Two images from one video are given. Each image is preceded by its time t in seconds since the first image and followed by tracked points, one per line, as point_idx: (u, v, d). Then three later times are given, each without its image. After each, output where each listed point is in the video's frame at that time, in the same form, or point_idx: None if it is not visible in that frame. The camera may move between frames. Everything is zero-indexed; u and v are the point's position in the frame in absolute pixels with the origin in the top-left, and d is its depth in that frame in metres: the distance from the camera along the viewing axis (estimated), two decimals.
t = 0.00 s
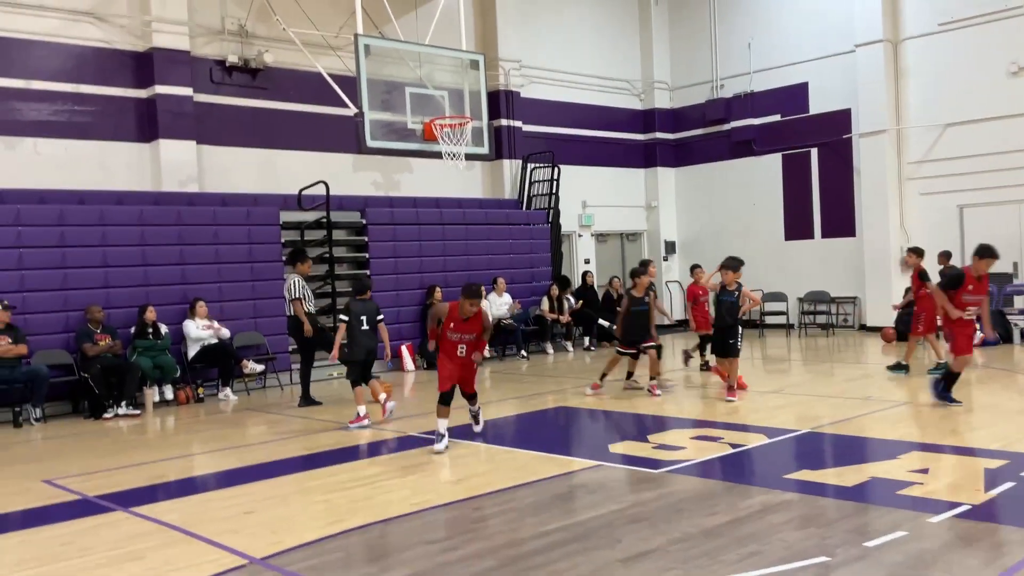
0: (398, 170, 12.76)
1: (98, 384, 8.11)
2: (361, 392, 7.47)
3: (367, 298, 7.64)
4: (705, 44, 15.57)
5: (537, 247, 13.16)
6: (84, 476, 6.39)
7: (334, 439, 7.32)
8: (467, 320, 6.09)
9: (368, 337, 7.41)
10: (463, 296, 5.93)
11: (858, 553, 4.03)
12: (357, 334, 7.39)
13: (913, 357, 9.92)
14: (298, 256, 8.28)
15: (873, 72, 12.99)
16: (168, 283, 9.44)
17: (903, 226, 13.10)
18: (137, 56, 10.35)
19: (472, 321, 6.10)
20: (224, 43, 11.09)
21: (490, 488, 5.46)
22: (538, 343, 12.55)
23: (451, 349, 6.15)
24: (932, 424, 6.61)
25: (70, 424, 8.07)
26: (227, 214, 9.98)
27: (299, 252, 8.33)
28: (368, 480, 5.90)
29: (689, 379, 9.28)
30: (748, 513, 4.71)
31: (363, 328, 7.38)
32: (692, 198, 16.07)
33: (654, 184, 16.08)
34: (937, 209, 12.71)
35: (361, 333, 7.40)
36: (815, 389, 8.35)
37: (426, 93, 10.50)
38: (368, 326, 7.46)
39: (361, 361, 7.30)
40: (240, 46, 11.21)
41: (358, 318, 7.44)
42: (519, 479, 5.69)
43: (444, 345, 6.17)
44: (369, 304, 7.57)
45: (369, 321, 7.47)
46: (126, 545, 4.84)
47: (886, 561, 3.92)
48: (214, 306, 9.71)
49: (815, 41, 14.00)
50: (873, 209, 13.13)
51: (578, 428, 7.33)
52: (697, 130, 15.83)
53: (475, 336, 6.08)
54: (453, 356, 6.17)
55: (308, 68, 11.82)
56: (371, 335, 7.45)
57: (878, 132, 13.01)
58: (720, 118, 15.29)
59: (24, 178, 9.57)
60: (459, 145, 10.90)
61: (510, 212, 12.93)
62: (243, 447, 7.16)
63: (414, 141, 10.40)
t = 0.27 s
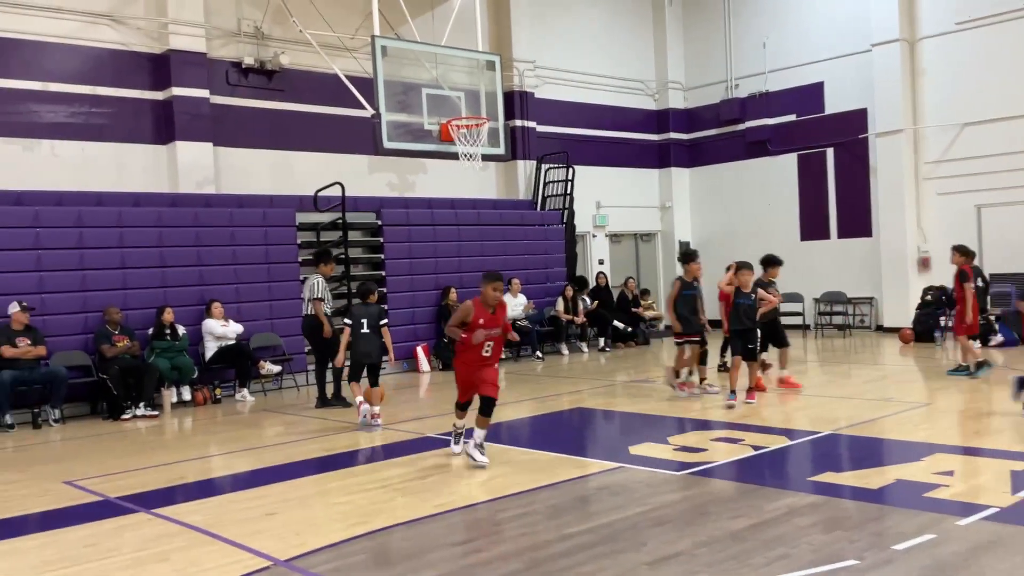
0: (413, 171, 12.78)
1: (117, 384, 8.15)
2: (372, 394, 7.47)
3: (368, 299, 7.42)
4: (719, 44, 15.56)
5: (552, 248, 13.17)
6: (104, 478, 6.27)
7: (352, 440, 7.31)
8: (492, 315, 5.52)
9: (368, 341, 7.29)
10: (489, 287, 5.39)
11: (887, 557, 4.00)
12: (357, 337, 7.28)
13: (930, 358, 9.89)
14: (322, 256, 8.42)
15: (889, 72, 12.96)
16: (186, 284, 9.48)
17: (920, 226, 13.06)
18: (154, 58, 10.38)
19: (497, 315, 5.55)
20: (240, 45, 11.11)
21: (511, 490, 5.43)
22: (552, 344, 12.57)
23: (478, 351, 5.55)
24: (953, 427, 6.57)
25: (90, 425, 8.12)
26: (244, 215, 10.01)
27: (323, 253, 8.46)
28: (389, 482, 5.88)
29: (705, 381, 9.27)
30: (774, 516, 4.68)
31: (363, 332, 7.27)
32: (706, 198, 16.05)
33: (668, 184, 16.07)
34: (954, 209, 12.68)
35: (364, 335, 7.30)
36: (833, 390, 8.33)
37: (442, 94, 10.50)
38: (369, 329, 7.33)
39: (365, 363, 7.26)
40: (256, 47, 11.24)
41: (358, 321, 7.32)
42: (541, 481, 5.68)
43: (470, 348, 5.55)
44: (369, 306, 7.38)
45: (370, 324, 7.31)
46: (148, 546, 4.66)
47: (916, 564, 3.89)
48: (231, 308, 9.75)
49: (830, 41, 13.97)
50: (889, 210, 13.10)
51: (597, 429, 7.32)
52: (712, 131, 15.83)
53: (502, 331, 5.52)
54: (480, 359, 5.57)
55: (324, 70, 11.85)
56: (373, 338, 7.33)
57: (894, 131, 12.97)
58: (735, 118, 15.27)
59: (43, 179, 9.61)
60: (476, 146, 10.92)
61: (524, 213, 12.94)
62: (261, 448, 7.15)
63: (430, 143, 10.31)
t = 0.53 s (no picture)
0: (426, 169, 12.79)
1: (133, 382, 8.18)
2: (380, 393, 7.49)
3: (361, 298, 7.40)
4: (733, 41, 15.51)
5: (565, 245, 13.16)
6: (121, 475, 6.26)
7: (368, 438, 7.27)
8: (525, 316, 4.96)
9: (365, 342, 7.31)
10: (522, 283, 4.84)
11: (914, 555, 3.92)
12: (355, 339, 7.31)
13: (948, 357, 9.83)
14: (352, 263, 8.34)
15: (904, 68, 12.90)
16: (201, 282, 9.51)
17: (936, 224, 13.00)
18: (168, 56, 10.40)
19: (531, 316, 4.98)
20: (254, 44, 11.13)
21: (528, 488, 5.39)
22: (566, 342, 12.57)
23: (507, 356, 4.99)
24: (973, 426, 6.51)
25: (107, 422, 8.16)
26: (259, 213, 10.02)
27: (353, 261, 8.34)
28: (406, 480, 5.84)
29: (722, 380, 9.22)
30: (797, 514, 4.61)
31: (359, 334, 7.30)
32: (720, 196, 16.01)
33: (681, 182, 16.04)
34: (970, 207, 12.63)
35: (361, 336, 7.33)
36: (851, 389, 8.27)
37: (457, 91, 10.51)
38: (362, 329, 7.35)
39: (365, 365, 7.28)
40: (270, 46, 11.25)
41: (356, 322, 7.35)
42: (560, 480, 5.63)
43: (498, 351, 5.00)
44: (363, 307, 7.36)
45: (363, 325, 7.28)
46: (166, 543, 4.60)
47: (945, 563, 3.81)
48: (245, 306, 9.77)
49: (845, 37, 13.92)
50: (905, 207, 13.04)
51: (614, 427, 7.28)
52: (725, 128, 15.80)
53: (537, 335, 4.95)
54: (509, 365, 5.01)
55: (338, 68, 11.86)
56: (366, 338, 7.30)
57: (910, 129, 12.92)
58: (749, 116, 15.23)
59: (59, 178, 9.63)
60: (490, 144, 10.93)
61: (537, 211, 12.92)
62: (276, 447, 7.11)
63: (445, 141, 10.34)
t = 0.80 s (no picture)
0: (436, 167, 12.80)
1: (145, 379, 8.20)
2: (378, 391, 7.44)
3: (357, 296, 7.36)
4: (744, 39, 15.48)
5: (576, 243, 13.14)
6: (134, 472, 6.27)
7: (381, 436, 7.28)
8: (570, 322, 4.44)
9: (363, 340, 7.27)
10: (569, 284, 4.32)
11: (931, 555, 3.88)
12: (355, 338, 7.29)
13: (961, 356, 9.78)
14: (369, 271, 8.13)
15: (916, 66, 12.85)
16: (213, 280, 9.53)
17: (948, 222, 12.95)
18: (180, 54, 10.42)
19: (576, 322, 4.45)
20: (266, 41, 11.15)
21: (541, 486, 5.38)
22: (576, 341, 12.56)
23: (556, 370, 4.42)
24: (987, 425, 6.46)
25: (118, 419, 8.18)
26: (270, 211, 10.04)
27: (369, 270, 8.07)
28: (419, 478, 5.83)
29: (734, 379, 9.20)
30: (812, 513, 4.58)
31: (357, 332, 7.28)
32: (731, 194, 15.98)
33: (692, 180, 16.01)
34: (982, 205, 12.57)
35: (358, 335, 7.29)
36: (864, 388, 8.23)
37: (468, 89, 10.49)
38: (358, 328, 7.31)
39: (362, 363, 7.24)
40: (281, 44, 11.26)
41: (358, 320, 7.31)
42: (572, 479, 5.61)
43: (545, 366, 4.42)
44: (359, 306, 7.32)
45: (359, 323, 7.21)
46: (181, 539, 4.60)
47: (964, 563, 3.77)
48: (256, 303, 9.79)
49: (856, 35, 13.87)
50: (917, 206, 12.99)
51: (626, 426, 7.27)
52: (736, 126, 15.76)
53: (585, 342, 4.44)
54: (557, 380, 4.45)
55: (350, 66, 11.87)
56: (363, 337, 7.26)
57: (922, 127, 12.88)
58: (760, 114, 15.20)
59: (71, 175, 9.66)
60: (502, 141, 10.89)
61: (548, 209, 12.91)
62: (289, 444, 7.12)
63: (456, 138, 10.34)
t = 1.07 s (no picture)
0: (449, 166, 12.81)
1: (158, 377, 8.25)
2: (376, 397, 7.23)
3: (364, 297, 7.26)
4: (757, 37, 15.41)
5: (589, 242, 13.12)
6: (147, 469, 6.29)
7: (394, 434, 7.28)
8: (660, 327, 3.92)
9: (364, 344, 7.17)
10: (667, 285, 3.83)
11: (948, 556, 3.83)
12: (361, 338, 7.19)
13: (977, 357, 9.70)
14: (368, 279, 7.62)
15: (932, 65, 12.76)
16: (226, 278, 9.56)
17: (963, 222, 12.84)
18: (194, 52, 10.47)
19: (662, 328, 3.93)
20: (279, 40, 11.17)
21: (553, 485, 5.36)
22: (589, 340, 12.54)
23: (642, 381, 3.88)
24: (1004, 426, 6.40)
25: (132, 416, 8.22)
26: (283, 209, 10.06)
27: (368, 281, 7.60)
28: (431, 476, 5.83)
29: (747, 378, 9.16)
30: (827, 514, 4.54)
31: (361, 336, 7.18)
32: (744, 193, 15.91)
33: (705, 179, 15.96)
34: (998, 205, 12.47)
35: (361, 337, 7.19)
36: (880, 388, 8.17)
37: (481, 87, 10.48)
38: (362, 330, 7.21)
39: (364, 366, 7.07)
40: (295, 42, 11.29)
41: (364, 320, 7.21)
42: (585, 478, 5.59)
43: (630, 376, 3.86)
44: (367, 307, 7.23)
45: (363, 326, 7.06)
46: (194, 536, 4.61)
47: (981, 564, 3.73)
48: (269, 301, 9.82)
49: (871, 33, 13.78)
50: (932, 205, 12.90)
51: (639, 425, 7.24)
52: (749, 126, 15.69)
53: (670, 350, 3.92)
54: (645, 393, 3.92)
55: (363, 64, 11.88)
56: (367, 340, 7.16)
57: (937, 126, 12.78)
58: (774, 113, 15.13)
59: (86, 172, 9.71)
60: (515, 140, 10.91)
61: (561, 208, 12.89)
62: (302, 442, 7.12)
63: (469, 137, 10.35)
